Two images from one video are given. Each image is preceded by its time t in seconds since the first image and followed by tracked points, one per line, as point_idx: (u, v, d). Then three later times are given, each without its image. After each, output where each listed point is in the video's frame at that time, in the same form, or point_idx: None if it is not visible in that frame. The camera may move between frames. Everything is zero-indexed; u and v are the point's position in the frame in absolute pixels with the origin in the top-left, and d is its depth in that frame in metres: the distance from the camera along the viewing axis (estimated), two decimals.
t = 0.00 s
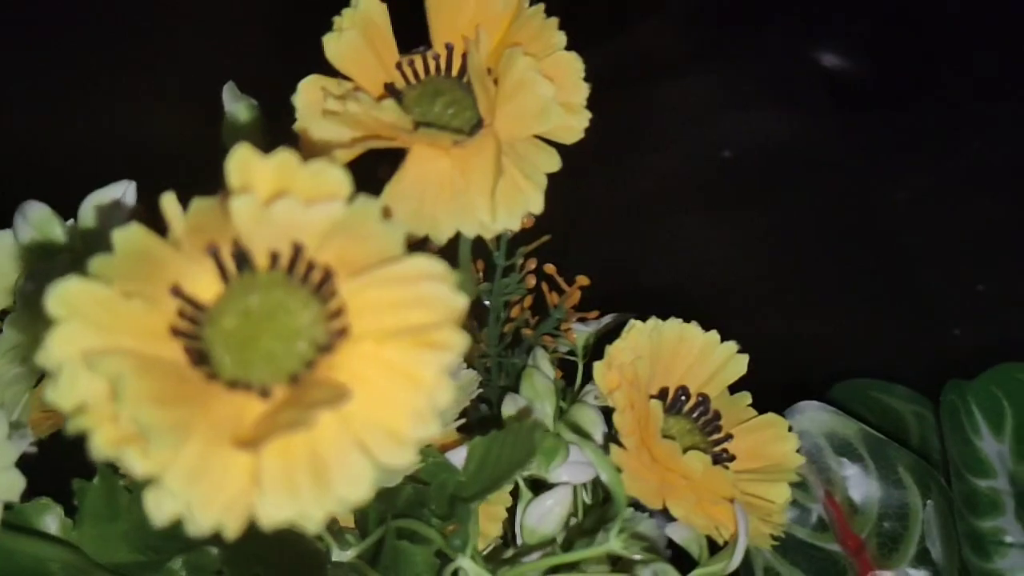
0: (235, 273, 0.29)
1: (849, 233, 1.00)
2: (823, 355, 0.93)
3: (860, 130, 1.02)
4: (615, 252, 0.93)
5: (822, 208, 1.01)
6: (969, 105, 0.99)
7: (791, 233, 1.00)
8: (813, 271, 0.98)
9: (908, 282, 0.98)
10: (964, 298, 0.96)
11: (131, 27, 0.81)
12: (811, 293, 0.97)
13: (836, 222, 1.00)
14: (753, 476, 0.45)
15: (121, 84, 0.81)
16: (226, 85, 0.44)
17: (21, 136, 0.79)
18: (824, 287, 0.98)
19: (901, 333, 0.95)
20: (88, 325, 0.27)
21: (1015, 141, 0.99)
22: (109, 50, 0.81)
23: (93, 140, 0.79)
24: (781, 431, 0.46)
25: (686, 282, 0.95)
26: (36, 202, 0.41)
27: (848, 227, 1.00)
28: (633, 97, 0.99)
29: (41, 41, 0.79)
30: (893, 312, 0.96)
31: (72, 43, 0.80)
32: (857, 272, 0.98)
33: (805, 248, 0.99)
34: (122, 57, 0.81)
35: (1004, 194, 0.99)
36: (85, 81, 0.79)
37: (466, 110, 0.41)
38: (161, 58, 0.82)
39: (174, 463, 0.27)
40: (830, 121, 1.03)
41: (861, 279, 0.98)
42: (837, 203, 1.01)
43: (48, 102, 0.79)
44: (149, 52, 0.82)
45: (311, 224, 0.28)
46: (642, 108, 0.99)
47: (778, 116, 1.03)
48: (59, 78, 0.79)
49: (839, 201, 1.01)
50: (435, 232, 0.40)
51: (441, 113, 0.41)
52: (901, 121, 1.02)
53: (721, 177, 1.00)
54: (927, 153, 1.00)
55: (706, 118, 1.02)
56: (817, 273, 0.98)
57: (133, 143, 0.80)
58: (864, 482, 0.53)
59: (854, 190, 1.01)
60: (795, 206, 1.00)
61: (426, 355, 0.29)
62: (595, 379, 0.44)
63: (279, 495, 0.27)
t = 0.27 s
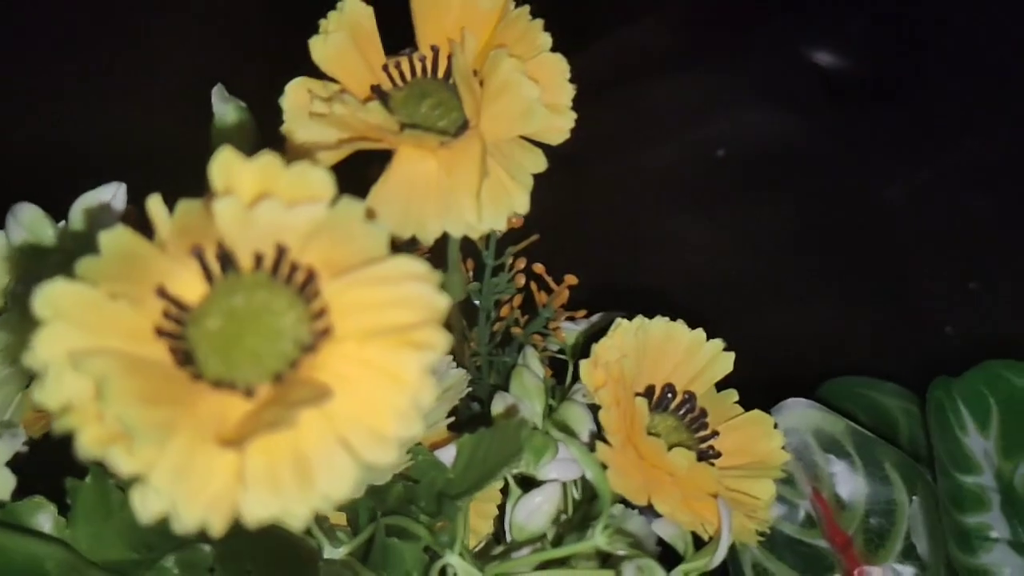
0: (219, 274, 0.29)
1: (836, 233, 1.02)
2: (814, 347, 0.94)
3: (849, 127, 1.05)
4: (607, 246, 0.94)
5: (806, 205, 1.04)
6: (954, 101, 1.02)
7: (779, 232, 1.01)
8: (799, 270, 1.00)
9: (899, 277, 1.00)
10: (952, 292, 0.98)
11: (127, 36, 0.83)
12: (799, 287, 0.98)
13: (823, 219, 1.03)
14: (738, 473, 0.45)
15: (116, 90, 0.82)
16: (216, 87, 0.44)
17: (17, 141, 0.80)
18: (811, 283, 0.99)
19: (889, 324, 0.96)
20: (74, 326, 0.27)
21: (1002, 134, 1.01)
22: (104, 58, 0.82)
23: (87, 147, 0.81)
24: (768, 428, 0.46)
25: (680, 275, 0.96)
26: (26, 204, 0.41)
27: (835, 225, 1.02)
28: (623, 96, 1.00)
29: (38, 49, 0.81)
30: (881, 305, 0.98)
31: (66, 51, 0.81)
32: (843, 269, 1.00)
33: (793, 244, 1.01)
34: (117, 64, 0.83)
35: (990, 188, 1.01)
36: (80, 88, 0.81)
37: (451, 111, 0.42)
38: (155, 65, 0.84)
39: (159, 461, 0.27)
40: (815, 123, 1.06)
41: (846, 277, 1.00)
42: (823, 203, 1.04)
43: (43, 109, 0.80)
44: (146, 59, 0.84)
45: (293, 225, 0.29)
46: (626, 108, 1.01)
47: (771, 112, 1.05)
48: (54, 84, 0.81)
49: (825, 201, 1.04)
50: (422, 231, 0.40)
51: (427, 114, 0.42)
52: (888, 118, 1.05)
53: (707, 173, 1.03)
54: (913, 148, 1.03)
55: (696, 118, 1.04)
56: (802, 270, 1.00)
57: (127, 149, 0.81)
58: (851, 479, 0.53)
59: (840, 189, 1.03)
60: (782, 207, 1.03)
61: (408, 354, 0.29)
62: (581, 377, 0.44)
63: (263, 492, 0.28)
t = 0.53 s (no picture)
0: (205, 273, 0.30)
1: (829, 229, 1.02)
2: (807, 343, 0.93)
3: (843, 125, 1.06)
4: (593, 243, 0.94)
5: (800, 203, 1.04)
6: (947, 99, 1.03)
7: (771, 229, 1.01)
8: (793, 268, 0.99)
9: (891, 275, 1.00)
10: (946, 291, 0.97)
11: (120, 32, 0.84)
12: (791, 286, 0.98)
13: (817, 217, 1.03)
14: (724, 468, 0.46)
15: (106, 85, 0.82)
16: (205, 86, 0.44)
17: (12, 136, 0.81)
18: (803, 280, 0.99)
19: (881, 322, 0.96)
20: (61, 324, 0.28)
21: (995, 133, 1.01)
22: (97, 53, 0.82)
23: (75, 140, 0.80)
24: (753, 423, 0.47)
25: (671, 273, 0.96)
26: (17, 203, 0.42)
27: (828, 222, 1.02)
28: (614, 98, 1.02)
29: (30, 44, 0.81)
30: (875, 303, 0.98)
31: (59, 46, 0.81)
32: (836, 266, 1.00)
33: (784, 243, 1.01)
34: (113, 59, 0.83)
35: (985, 187, 1.00)
36: (71, 81, 0.81)
37: (439, 111, 0.42)
38: (149, 62, 0.84)
39: (145, 458, 0.27)
40: (811, 119, 1.07)
41: (839, 274, 0.99)
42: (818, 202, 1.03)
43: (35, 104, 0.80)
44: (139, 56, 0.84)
45: (278, 224, 0.29)
46: (621, 104, 1.02)
47: (765, 113, 1.06)
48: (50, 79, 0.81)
49: (821, 197, 1.04)
50: (409, 230, 0.41)
51: (414, 114, 0.42)
52: (882, 116, 1.05)
53: (700, 172, 1.03)
54: (909, 146, 1.03)
55: (689, 118, 1.05)
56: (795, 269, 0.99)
57: (114, 142, 0.81)
58: (839, 474, 0.54)
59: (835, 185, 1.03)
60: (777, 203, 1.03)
61: (392, 352, 0.30)
62: (568, 373, 0.45)
63: (247, 488, 0.28)
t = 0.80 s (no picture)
0: (190, 271, 0.30)
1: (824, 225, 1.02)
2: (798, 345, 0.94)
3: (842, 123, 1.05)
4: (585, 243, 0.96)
5: (795, 200, 1.03)
6: (945, 97, 1.03)
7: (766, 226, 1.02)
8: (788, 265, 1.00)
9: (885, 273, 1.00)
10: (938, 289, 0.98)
11: (116, 27, 0.84)
12: (785, 284, 0.99)
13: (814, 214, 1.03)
14: (710, 461, 0.46)
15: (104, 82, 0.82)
16: (194, 85, 0.44)
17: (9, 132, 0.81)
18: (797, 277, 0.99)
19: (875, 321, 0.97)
20: (48, 321, 0.28)
21: (988, 132, 1.02)
22: (92, 48, 0.82)
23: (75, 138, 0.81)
24: (739, 418, 0.48)
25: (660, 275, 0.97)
26: (9, 202, 0.42)
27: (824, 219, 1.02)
28: (611, 95, 1.02)
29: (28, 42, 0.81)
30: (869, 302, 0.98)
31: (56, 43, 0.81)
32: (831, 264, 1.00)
33: (777, 240, 1.01)
34: (111, 56, 0.83)
35: (978, 187, 1.01)
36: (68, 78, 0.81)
37: (426, 108, 0.43)
38: (146, 59, 0.84)
39: (131, 452, 0.28)
40: (807, 116, 1.06)
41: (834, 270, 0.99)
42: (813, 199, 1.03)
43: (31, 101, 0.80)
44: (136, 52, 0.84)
45: (262, 223, 0.30)
46: (619, 101, 1.02)
47: (761, 111, 1.06)
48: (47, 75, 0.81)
49: (817, 193, 1.03)
50: (398, 227, 0.41)
51: (402, 111, 0.43)
52: (879, 115, 1.04)
53: (695, 172, 1.03)
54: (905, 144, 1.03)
55: (685, 113, 1.04)
56: (790, 266, 1.00)
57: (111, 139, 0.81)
58: (826, 468, 0.54)
59: (831, 181, 1.03)
60: (774, 200, 1.03)
61: (375, 348, 0.30)
62: (556, 368, 0.45)
63: (232, 483, 0.28)
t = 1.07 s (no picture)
0: (174, 269, 0.30)
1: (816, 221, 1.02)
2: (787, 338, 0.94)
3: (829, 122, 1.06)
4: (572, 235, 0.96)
5: (788, 195, 1.03)
6: (936, 95, 1.05)
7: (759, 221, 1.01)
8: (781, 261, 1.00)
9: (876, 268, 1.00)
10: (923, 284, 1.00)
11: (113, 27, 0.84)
12: (777, 277, 0.98)
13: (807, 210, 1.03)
14: (696, 455, 0.47)
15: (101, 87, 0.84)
16: (182, 84, 0.45)
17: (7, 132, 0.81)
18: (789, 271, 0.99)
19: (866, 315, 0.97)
20: (33, 318, 0.29)
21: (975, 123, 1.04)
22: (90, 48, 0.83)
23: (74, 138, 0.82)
24: (725, 412, 0.48)
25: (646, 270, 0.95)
26: None
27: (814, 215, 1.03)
28: (603, 93, 1.02)
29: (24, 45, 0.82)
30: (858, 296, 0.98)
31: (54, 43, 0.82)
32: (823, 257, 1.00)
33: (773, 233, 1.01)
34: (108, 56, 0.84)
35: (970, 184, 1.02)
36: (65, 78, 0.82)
37: (412, 105, 0.43)
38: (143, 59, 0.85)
39: (115, 447, 0.28)
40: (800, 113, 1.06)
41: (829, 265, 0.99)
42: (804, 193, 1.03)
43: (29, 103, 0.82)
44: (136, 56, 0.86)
45: (244, 221, 0.30)
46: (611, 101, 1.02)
47: (753, 108, 1.06)
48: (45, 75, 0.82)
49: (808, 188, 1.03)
50: (385, 224, 0.41)
51: (388, 108, 0.43)
52: (871, 114, 1.05)
53: (691, 164, 1.02)
54: (895, 140, 1.04)
55: (678, 108, 1.04)
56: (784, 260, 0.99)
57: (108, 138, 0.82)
58: (812, 462, 0.54)
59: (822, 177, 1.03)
60: (768, 194, 1.03)
61: (357, 343, 0.30)
62: (541, 365, 0.45)
63: (214, 478, 0.29)
